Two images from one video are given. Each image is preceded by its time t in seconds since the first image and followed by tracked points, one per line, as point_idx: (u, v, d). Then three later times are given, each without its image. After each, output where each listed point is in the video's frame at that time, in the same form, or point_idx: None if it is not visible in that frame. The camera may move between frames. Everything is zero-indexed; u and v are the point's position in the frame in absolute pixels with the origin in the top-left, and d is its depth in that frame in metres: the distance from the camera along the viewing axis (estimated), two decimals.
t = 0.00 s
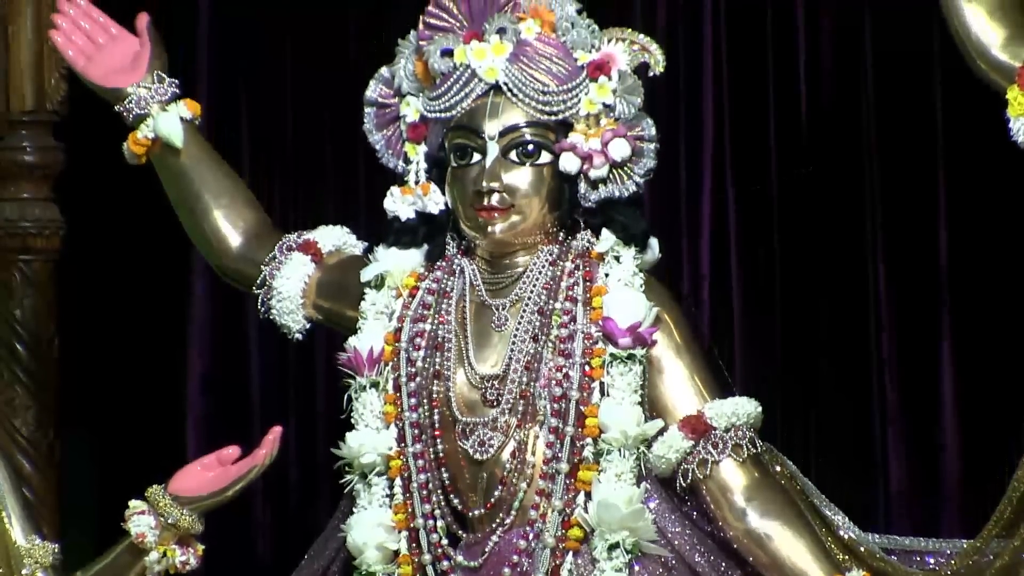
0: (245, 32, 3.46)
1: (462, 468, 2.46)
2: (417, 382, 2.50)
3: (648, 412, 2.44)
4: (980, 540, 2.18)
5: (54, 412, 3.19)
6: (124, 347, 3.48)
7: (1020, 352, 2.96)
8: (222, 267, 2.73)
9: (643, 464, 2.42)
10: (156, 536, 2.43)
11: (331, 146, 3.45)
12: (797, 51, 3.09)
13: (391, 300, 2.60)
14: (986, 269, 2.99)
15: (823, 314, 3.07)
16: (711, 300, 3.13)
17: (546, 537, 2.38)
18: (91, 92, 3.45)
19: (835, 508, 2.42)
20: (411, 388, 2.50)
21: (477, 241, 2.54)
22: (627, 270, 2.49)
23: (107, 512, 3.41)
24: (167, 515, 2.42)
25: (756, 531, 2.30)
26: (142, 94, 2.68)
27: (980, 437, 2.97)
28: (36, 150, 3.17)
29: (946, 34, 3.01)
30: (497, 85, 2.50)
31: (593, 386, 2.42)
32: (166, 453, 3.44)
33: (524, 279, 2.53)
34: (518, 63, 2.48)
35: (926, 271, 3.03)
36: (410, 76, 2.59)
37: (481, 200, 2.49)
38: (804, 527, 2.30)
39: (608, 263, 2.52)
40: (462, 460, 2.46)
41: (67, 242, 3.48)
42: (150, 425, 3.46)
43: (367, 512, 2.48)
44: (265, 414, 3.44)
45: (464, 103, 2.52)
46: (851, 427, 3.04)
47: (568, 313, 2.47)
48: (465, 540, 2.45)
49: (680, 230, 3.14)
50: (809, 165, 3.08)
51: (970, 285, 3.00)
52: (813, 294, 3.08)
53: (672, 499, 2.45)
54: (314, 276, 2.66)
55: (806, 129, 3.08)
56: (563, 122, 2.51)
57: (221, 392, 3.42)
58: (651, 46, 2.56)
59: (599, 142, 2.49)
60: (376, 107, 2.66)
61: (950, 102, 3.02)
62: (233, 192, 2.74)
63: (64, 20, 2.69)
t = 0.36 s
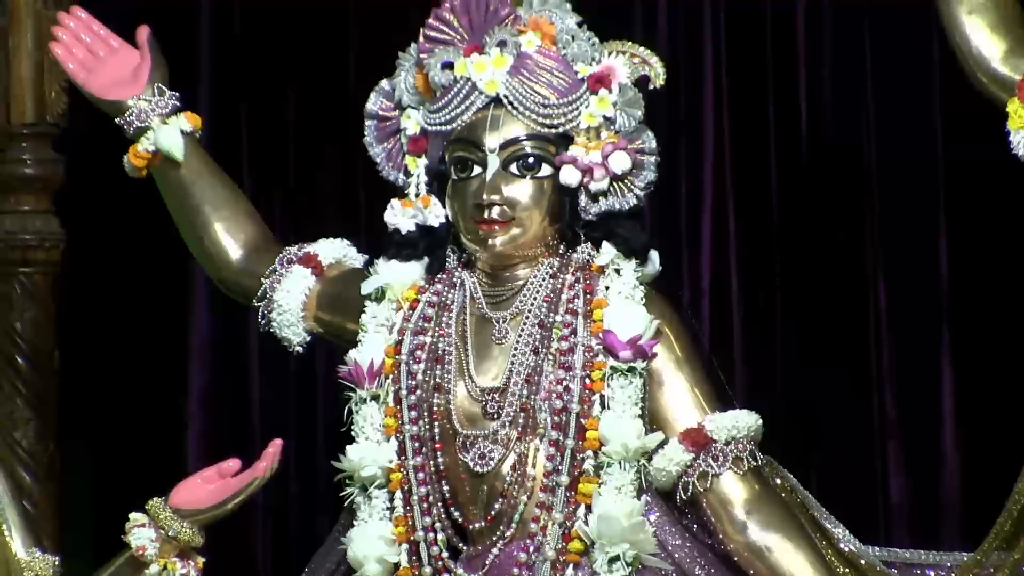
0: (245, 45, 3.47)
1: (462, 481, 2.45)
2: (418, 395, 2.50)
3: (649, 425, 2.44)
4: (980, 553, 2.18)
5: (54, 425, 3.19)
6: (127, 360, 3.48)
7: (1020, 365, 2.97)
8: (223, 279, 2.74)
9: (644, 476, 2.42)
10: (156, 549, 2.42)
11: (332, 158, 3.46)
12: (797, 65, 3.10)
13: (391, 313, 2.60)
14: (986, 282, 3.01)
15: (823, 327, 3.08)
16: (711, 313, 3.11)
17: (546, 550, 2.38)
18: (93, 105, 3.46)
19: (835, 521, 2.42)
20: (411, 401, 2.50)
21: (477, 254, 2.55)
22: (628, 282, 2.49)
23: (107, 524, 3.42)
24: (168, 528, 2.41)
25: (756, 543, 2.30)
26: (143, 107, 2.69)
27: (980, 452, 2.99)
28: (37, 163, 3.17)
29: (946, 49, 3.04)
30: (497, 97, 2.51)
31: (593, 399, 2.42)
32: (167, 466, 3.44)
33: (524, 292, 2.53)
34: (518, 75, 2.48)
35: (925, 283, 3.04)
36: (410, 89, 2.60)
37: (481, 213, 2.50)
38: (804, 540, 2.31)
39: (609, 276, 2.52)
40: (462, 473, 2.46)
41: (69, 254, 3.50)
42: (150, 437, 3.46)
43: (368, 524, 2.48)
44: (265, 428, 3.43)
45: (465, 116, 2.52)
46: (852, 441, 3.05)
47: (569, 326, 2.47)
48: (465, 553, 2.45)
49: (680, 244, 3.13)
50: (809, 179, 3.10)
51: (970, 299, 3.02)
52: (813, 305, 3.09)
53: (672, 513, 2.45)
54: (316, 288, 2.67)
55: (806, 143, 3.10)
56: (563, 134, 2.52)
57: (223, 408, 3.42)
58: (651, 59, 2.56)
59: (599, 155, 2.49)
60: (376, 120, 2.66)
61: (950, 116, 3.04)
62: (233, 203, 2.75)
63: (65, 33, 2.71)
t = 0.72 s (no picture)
0: (246, 57, 3.47)
1: (462, 492, 2.45)
2: (418, 406, 2.50)
3: (649, 436, 2.44)
4: (981, 563, 2.19)
5: (54, 436, 3.19)
6: (125, 370, 3.49)
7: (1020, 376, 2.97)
8: (223, 290, 2.74)
9: (644, 487, 2.42)
10: (156, 560, 2.42)
11: (332, 169, 3.46)
12: (797, 80, 3.10)
13: (391, 323, 2.60)
14: (987, 293, 3.02)
15: (823, 342, 3.08)
16: (711, 323, 3.12)
17: (546, 561, 2.39)
18: (93, 116, 3.47)
19: (835, 531, 2.44)
20: (411, 412, 2.49)
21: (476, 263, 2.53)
22: (628, 293, 2.49)
23: (106, 535, 3.42)
24: (168, 538, 2.41)
25: (756, 555, 2.31)
26: (142, 118, 2.68)
27: (979, 461, 2.99)
28: (37, 174, 3.18)
29: (947, 61, 3.05)
30: (497, 109, 2.52)
31: (593, 410, 2.43)
32: (167, 476, 3.45)
33: (524, 303, 2.53)
34: (518, 87, 2.49)
35: (925, 295, 3.05)
36: (410, 100, 2.60)
37: (482, 224, 2.50)
38: (805, 551, 2.31)
39: (609, 287, 2.52)
40: (462, 484, 2.45)
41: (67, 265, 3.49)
42: (150, 447, 3.47)
43: (368, 535, 2.48)
44: (266, 438, 3.44)
45: (465, 127, 2.53)
46: (851, 451, 3.05)
47: (569, 336, 2.47)
48: (465, 565, 2.44)
49: (681, 253, 3.14)
50: (809, 194, 3.10)
51: (969, 309, 3.02)
52: (813, 316, 3.09)
53: (673, 524, 2.43)
54: (316, 299, 2.67)
55: (806, 155, 3.10)
56: (563, 145, 2.52)
57: (223, 418, 3.43)
58: (651, 70, 2.58)
59: (599, 165, 2.50)
60: (376, 131, 2.66)
61: (950, 128, 3.06)
62: (233, 213, 2.75)
63: (65, 44, 2.71)
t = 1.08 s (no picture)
0: (247, 69, 3.48)
1: (462, 503, 2.45)
2: (418, 416, 2.50)
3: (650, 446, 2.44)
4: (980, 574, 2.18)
5: (54, 447, 3.19)
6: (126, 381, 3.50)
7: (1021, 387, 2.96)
8: (224, 301, 2.73)
9: (644, 497, 2.42)
10: (156, 571, 2.41)
11: (331, 181, 3.46)
12: (797, 93, 3.11)
13: (391, 334, 2.59)
14: (987, 304, 3.01)
15: (823, 353, 3.09)
16: (711, 335, 3.13)
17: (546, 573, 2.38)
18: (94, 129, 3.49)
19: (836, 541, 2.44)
20: (411, 422, 2.50)
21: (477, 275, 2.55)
22: (628, 303, 2.50)
23: (106, 546, 3.43)
24: (168, 549, 2.42)
25: (756, 565, 2.31)
26: (143, 129, 2.69)
27: (980, 472, 2.99)
28: (37, 185, 3.18)
29: (947, 73, 3.05)
30: (497, 119, 2.52)
31: (593, 420, 2.43)
32: (166, 488, 3.44)
33: (524, 314, 2.53)
34: (518, 97, 2.49)
35: (926, 305, 3.05)
36: (410, 110, 2.60)
37: (481, 234, 2.50)
38: (805, 562, 2.31)
39: (609, 297, 2.52)
40: (462, 494, 2.45)
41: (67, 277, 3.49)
42: (150, 458, 3.47)
43: (367, 546, 2.47)
44: (267, 449, 3.44)
45: (465, 138, 2.53)
46: (851, 463, 3.06)
47: (569, 347, 2.48)
48: None
49: (681, 264, 3.16)
50: (809, 205, 3.11)
51: (970, 320, 3.01)
52: (813, 327, 3.10)
53: (673, 534, 2.43)
54: (316, 310, 2.67)
55: (806, 167, 3.11)
56: (563, 156, 2.52)
57: (223, 428, 3.42)
58: (651, 80, 2.58)
59: (599, 176, 2.50)
60: (376, 142, 2.66)
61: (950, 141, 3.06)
62: (233, 225, 2.75)
63: (65, 55, 2.72)
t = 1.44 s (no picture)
0: (247, 80, 3.49)
1: (462, 514, 2.44)
2: (418, 427, 2.50)
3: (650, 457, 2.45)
4: None
5: (54, 458, 3.19)
6: (124, 392, 3.50)
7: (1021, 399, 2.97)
8: (223, 312, 2.73)
9: (644, 508, 2.41)
10: None
11: (332, 192, 3.47)
12: (797, 104, 3.13)
13: (392, 345, 2.59)
14: (987, 316, 3.01)
15: (823, 364, 3.10)
16: (711, 346, 3.13)
17: None
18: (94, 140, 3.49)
19: (836, 552, 2.44)
20: (411, 433, 2.49)
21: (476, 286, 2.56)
22: (628, 314, 2.50)
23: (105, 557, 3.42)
24: (168, 560, 2.42)
25: None
26: (142, 140, 2.69)
27: (980, 483, 2.99)
28: (37, 195, 3.18)
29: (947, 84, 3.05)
30: (497, 130, 2.52)
31: (593, 431, 2.43)
32: (165, 499, 3.44)
33: (524, 325, 2.53)
34: (518, 108, 2.50)
35: (926, 316, 3.04)
36: (410, 121, 2.61)
37: (481, 245, 2.50)
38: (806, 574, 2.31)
39: (609, 308, 2.53)
40: (462, 505, 2.44)
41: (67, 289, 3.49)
42: (150, 470, 3.46)
43: (368, 557, 2.47)
44: (267, 459, 3.45)
45: (465, 149, 2.53)
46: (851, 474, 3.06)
47: (569, 357, 2.47)
48: None
49: (681, 278, 3.16)
50: (809, 216, 3.11)
51: (970, 331, 3.01)
52: (813, 338, 3.10)
53: (672, 544, 2.43)
54: (316, 321, 2.67)
55: (807, 178, 3.12)
56: (563, 167, 2.53)
57: (223, 439, 3.43)
58: (651, 91, 2.58)
59: (599, 187, 2.51)
60: (376, 153, 2.66)
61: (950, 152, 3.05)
62: (233, 236, 2.75)
63: (65, 65, 2.72)
